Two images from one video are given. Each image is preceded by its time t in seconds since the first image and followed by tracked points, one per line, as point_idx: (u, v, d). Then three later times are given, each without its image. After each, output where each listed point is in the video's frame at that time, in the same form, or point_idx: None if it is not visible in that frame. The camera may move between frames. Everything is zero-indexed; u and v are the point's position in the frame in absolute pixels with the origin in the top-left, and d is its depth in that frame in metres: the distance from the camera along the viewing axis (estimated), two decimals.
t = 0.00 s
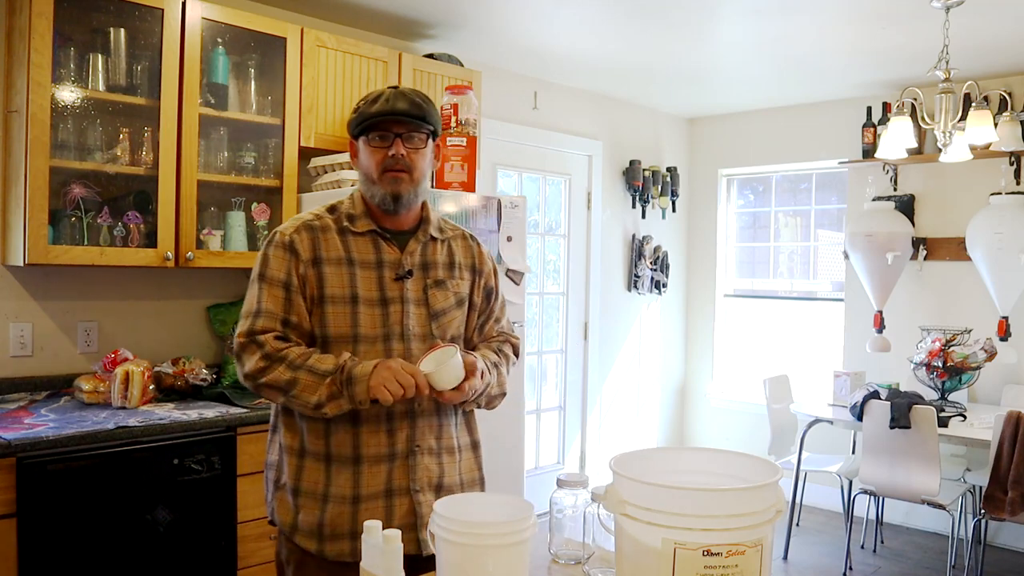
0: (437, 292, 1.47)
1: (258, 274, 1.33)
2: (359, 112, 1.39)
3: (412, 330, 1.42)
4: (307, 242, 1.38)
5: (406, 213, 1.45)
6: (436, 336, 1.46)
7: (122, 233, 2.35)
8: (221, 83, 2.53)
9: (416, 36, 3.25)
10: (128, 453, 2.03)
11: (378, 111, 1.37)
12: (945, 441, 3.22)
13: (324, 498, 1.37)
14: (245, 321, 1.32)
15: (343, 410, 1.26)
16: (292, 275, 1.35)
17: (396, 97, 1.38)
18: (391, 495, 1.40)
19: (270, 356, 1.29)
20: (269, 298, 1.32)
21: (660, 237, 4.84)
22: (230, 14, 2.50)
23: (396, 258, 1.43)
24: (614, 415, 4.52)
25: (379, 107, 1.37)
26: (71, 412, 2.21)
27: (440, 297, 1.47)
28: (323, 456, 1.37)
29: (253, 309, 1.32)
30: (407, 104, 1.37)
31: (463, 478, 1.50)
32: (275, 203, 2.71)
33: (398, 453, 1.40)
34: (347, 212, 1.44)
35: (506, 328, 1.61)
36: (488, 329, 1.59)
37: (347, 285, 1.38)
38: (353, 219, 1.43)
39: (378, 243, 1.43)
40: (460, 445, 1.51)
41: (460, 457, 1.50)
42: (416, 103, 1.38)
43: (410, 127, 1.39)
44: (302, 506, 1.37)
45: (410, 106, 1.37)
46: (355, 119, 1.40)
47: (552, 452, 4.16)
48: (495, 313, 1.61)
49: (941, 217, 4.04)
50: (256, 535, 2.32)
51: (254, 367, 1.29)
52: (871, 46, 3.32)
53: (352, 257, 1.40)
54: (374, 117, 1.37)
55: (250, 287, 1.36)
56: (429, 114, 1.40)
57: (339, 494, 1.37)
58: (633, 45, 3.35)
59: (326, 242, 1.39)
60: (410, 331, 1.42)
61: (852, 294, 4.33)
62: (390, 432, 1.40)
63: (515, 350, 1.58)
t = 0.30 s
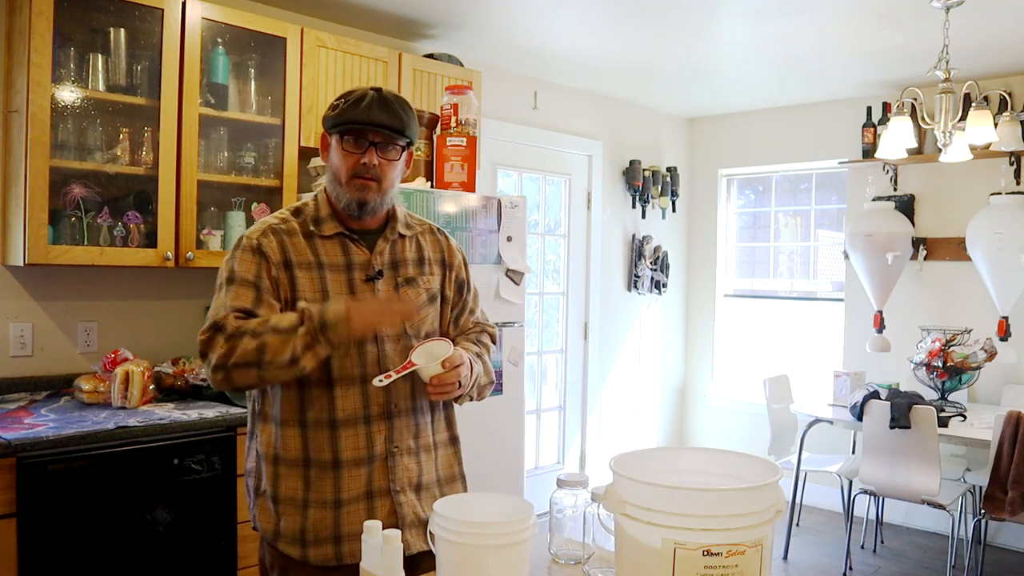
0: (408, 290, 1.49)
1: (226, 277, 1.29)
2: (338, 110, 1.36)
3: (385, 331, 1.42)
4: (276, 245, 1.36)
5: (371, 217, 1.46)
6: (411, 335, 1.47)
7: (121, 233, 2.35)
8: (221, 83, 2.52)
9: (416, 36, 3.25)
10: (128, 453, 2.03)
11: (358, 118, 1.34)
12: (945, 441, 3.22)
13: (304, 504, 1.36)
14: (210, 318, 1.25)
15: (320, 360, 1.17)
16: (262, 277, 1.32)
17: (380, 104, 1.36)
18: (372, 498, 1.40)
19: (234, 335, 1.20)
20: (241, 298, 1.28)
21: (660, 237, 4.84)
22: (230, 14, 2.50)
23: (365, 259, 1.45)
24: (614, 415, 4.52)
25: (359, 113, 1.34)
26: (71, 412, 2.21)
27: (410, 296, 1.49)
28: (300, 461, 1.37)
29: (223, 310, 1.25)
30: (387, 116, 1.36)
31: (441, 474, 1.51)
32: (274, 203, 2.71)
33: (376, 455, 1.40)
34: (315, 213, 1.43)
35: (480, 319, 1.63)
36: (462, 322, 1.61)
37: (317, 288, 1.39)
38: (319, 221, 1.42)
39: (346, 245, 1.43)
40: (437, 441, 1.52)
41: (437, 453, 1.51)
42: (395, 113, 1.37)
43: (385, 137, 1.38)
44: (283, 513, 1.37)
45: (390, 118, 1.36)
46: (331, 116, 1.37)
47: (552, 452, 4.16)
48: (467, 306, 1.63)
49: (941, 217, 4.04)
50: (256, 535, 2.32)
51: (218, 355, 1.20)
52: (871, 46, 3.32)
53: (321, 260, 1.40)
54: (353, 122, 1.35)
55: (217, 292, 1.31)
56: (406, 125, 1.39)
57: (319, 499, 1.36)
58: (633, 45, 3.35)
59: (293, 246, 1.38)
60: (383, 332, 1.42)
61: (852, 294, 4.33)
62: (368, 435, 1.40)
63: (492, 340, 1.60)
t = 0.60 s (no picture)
0: (402, 291, 1.50)
1: (215, 278, 1.28)
2: (336, 111, 1.34)
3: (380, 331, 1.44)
4: (270, 246, 1.35)
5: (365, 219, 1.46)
6: (405, 335, 1.48)
7: (121, 233, 2.35)
8: (221, 83, 2.52)
9: (416, 36, 3.25)
10: (128, 453, 2.03)
11: (357, 121, 1.33)
12: (945, 441, 3.22)
13: (303, 508, 1.35)
14: (195, 318, 1.25)
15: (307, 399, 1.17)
16: (255, 277, 1.31)
17: (379, 107, 1.35)
18: (371, 497, 1.40)
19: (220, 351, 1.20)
20: (228, 297, 1.27)
21: (660, 237, 4.84)
22: (230, 14, 2.50)
23: (360, 260, 1.45)
24: (614, 415, 4.52)
25: (358, 116, 1.34)
26: (71, 413, 2.21)
27: (405, 296, 1.50)
28: (297, 466, 1.36)
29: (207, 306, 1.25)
30: (386, 120, 1.35)
31: (434, 469, 1.54)
32: (275, 203, 2.71)
33: (376, 455, 1.40)
34: (307, 216, 1.43)
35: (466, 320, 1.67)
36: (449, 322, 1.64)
37: (313, 291, 1.39)
38: (312, 221, 1.42)
39: (340, 245, 1.44)
40: (428, 439, 1.54)
41: (428, 450, 1.53)
42: (394, 117, 1.37)
43: (383, 140, 1.37)
44: (283, 517, 1.36)
45: (388, 121, 1.35)
46: (330, 117, 1.36)
47: (552, 452, 4.16)
48: (454, 306, 1.66)
49: (940, 217, 4.04)
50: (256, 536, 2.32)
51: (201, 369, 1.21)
52: (871, 46, 3.32)
53: (316, 261, 1.40)
54: (351, 125, 1.34)
55: (202, 286, 1.30)
56: (404, 129, 1.39)
57: (320, 501, 1.36)
58: (633, 45, 3.35)
59: (288, 246, 1.38)
60: (378, 332, 1.44)
61: (852, 294, 4.33)
62: (368, 436, 1.39)
63: (474, 339, 1.63)
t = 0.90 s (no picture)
0: (410, 291, 1.50)
1: (226, 283, 1.29)
2: (348, 114, 1.35)
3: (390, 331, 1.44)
4: (279, 249, 1.35)
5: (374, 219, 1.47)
6: (414, 336, 1.49)
7: (121, 233, 2.35)
8: (221, 83, 2.52)
9: (416, 36, 3.25)
10: (128, 453, 2.03)
11: (368, 124, 1.33)
12: (945, 441, 3.22)
13: (312, 509, 1.36)
14: (211, 328, 1.25)
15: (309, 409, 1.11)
16: (265, 282, 1.31)
17: (390, 111, 1.35)
18: (380, 498, 1.41)
19: (235, 355, 1.19)
20: (242, 305, 1.28)
21: (660, 237, 4.84)
22: (230, 14, 2.50)
23: (369, 261, 1.45)
24: (614, 415, 4.52)
25: (369, 119, 1.33)
26: (71, 413, 2.21)
27: (413, 296, 1.50)
28: (307, 467, 1.36)
29: (222, 316, 1.26)
30: (397, 124, 1.35)
31: (440, 471, 1.54)
32: (275, 203, 2.71)
33: (385, 455, 1.41)
34: (315, 216, 1.43)
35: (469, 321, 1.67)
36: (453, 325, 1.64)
37: (323, 292, 1.39)
38: (322, 222, 1.42)
39: (349, 246, 1.44)
40: (434, 440, 1.54)
41: (434, 451, 1.53)
42: (405, 120, 1.37)
43: (394, 144, 1.37)
44: (292, 519, 1.36)
45: (400, 125, 1.35)
46: (342, 118, 1.36)
47: (552, 452, 4.16)
48: (458, 309, 1.67)
49: (941, 217, 4.04)
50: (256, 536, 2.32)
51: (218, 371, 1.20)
52: (871, 46, 3.32)
53: (326, 263, 1.40)
54: (362, 128, 1.34)
55: (215, 293, 1.30)
56: (415, 133, 1.39)
57: (330, 502, 1.36)
58: (633, 45, 3.35)
59: (298, 249, 1.38)
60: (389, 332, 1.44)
61: (852, 294, 4.33)
62: (377, 436, 1.40)
63: (477, 341, 1.64)
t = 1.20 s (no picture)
0: (430, 292, 1.50)
1: (241, 279, 1.29)
2: (383, 115, 1.32)
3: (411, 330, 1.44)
4: (298, 246, 1.36)
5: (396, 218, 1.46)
6: (434, 336, 1.48)
7: (122, 233, 2.35)
8: (221, 83, 2.53)
9: (416, 36, 3.25)
10: (128, 453, 2.03)
11: (405, 127, 1.31)
12: (945, 441, 3.22)
13: (332, 508, 1.36)
14: (224, 327, 1.26)
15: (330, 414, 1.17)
16: (281, 279, 1.32)
17: (425, 114, 1.34)
18: (399, 497, 1.41)
19: (246, 358, 1.22)
20: (255, 304, 1.28)
21: (660, 237, 4.84)
22: (230, 14, 2.50)
23: (389, 260, 1.45)
24: (614, 415, 4.52)
25: (406, 122, 1.32)
26: (71, 412, 2.21)
27: (433, 296, 1.50)
28: (327, 466, 1.36)
29: (232, 315, 1.27)
30: (433, 129, 1.34)
31: (457, 473, 1.54)
32: (274, 203, 2.71)
33: (406, 455, 1.41)
34: (336, 214, 1.42)
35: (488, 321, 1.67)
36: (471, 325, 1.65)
37: (342, 291, 1.38)
38: (342, 220, 1.42)
39: (369, 245, 1.43)
40: (452, 442, 1.54)
41: (453, 453, 1.53)
42: (439, 125, 1.36)
43: (426, 146, 1.36)
44: (310, 518, 1.36)
45: (434, 129, 1.35)
46: (377, 120, 1.33)
47: (552, 452, 4.16)
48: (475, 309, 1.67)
49: (940, 217, 4.04)
50: (257, 536, 2.33)
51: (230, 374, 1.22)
52: (871, 46, 3.32)
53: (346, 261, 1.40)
54: (399, 130, 1.31)
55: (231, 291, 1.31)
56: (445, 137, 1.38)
57: (350, 502, 1.36)
58: (633, 45, 3.35)
59: (318, 246, 1.38)
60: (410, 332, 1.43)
61: (852, 294, 4.33)
62: (398, 435, 1.40)
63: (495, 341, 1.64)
